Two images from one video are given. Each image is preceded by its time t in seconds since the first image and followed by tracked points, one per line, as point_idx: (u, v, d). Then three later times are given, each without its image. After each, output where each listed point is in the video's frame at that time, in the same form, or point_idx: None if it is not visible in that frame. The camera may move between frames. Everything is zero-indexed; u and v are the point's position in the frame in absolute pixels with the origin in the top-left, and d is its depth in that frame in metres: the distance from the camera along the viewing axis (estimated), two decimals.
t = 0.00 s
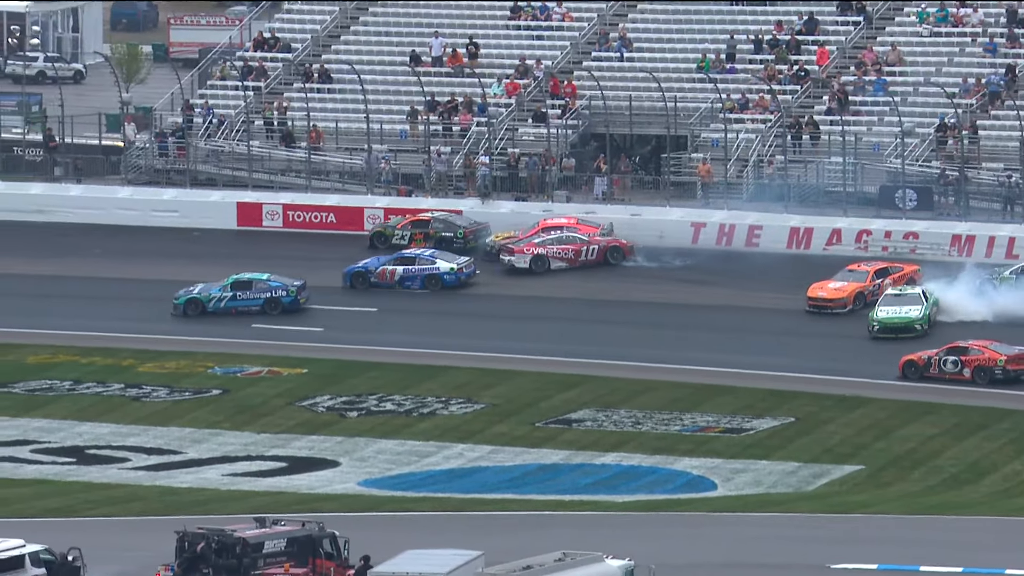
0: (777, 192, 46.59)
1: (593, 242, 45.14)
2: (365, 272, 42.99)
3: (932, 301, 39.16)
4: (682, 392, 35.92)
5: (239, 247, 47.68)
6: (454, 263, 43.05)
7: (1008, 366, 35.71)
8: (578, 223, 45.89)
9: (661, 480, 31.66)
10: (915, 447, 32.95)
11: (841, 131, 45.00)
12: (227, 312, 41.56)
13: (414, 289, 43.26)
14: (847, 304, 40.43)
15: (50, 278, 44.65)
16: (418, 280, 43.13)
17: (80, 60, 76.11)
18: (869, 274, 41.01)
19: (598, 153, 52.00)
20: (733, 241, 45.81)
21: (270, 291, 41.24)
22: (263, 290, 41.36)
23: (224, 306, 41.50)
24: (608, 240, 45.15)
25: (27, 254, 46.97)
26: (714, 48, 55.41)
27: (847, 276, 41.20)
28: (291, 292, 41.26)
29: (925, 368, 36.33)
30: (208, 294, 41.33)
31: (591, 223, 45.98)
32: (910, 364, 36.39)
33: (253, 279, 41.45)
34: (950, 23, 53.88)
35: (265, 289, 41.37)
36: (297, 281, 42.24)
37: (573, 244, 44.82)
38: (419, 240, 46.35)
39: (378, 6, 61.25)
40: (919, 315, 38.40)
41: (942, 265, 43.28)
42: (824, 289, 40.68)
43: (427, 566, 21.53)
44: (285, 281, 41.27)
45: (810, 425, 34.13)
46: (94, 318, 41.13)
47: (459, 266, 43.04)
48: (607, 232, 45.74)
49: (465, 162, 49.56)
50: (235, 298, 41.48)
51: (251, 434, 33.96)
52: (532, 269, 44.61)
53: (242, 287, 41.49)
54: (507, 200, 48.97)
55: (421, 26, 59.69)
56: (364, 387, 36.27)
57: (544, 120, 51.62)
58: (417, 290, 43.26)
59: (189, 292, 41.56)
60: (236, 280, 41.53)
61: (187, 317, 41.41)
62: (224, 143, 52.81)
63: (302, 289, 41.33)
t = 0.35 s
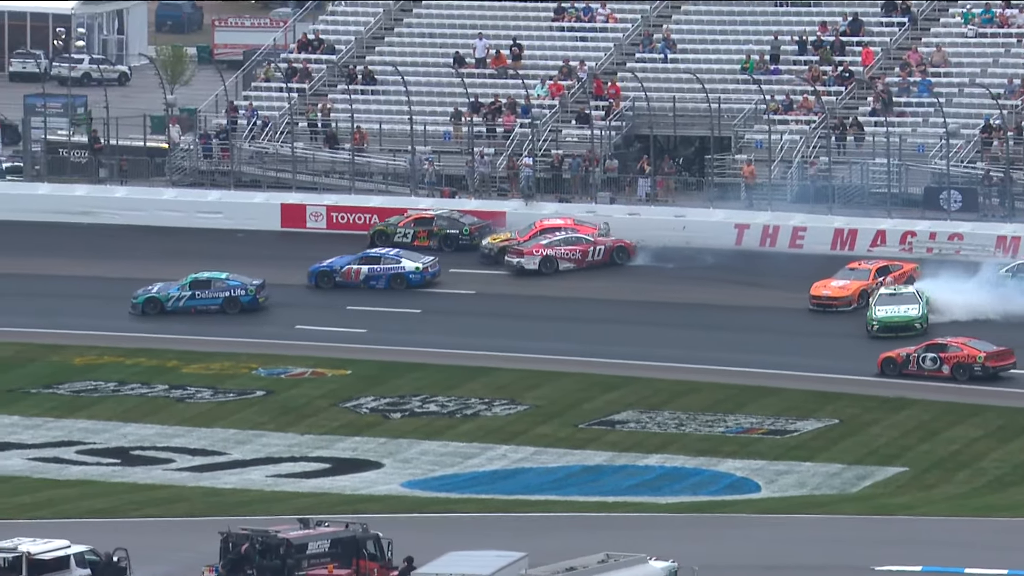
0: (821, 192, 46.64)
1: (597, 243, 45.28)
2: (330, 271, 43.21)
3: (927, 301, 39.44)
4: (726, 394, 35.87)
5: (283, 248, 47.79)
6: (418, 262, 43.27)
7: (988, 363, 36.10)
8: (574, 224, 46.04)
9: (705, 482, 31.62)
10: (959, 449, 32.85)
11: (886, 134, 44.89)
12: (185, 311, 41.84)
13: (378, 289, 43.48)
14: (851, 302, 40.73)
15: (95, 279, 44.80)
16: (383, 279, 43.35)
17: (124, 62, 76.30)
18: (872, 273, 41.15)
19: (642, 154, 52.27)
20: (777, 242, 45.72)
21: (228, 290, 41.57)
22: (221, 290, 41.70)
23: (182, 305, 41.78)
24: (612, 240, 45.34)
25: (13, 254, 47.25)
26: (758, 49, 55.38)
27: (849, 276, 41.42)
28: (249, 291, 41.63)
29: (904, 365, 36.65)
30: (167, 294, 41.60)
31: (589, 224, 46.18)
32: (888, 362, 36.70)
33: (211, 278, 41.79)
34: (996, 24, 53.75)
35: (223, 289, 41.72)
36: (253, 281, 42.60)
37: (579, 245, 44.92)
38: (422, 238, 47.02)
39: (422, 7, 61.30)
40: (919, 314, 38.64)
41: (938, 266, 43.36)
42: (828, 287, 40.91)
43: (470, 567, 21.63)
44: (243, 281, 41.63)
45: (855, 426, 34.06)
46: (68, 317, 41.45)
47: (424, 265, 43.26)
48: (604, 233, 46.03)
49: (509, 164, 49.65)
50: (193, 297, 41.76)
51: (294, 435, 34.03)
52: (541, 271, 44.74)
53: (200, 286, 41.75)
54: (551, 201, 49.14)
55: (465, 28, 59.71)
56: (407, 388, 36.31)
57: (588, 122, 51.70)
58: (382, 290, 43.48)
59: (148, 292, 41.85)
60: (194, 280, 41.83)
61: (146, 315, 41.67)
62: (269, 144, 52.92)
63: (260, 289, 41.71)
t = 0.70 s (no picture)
0: (863, 194, 46.53)
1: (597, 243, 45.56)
2: (286, 271, 43.59)
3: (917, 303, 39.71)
4: (767, 396, 35.83)
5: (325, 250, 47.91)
6: (373, 262, 43.74)
7: (957, 360, 36.35)
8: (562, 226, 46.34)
9: (747, 484, 31.56)
10: (1003, 451, 32.75)
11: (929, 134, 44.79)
12: (134, 310, 42.21)
13: (333, 288, 43.91)
14: (852, 301, 41.10)
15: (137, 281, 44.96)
16: (337, 278, 43.78)
17: (167, 64, 76.50)
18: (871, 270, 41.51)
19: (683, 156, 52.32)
20: (819, 244, 45.71)
21: (177, 289, 41.99)
22: (170, 289, 42.11)
23: (130, 305, 42.16)
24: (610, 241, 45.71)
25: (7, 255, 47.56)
26: (801, 50, 55.34)
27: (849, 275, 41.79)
28: (198, 290, 42.08)
29: (873, 362, 36.99)
30: (114, 293, 41.97)
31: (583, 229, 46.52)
32: (857, 359, 37.08)
33: (160, 278, 42.20)
34: None
35: (171, 288, 42.14)
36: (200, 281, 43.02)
37: (582, 245, 45.19)
38: (419, 236, 47.62)
39: (464, 9, 61.33)
40: (914, 313, 38.87)
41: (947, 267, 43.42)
42: (828, 285, 41.27)
43: (511, 569, 21.67)
44: (193, 280, 42.08)
45: (897, 428, 33.99)
46: (35, 316, 41.84)
47: (378, 265, 43.72)
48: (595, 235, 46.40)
49: (551, 165, 49.68)
50: (141, 297, 42.15)
51: (336, 436, 34.10)
52: (548, 272, 44.76)
53: (149, 285, 42.15)
54: (593, 204, 48.88)
55: (507, 29, 59.74)
56: (449, 390, 36.36)
57: (629, 123, 51.73)
58: (335, 289, 43.90)
59: (96, 292, 42.23)
60: (142, 279, 42.22)
61: (94, 315, 42.06)
62: (311, 147, 53.01)
63: (209, 289, 42.18)
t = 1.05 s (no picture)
0: (898, 195, 46.44)
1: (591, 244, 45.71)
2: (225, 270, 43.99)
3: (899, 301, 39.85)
4: (802, 397, 35.78)
5: (361, 251, 47.97)
6: (313, 261, 44.18)
7: (915, 356, 36.72)
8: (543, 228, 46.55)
9: (782, 485, 31.52)
10: None
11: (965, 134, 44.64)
12: (69, 309, 42.59)
13: (274, 287, 44.32)
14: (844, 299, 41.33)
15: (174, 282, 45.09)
16: (278, 277, 44.18)
17: (202, 65, 76.66)
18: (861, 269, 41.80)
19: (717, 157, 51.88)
20: (854, 245, 45.44)
21: (112, 288, 42.35)
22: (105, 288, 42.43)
23: (65, 304, 42.55)
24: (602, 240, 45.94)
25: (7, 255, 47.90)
26: (836, 51, 55.32)
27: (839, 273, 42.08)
28: (133, 289, 42.41)
29: (830, 359, 37.44)
30: (49, 292, 42.38)
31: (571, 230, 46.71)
32: (815, 356, 37.51)
33: (95, 277, 42.53)
34: None
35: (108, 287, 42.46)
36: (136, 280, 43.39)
37: (579, 245, 45.27)
38: (406, 234, 48.14)
39: (499, 10, 61.33)
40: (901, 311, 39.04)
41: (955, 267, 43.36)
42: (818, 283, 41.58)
43: (545, 569, 21.70)
44: (128, 279, 42.43)
45: (932, 429, 33.92)
46: None
47: (319, 263, 44.21)
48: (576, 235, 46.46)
49: (585, 166, 49.59)
50: (76, 296, 42.51)
51: (371, 437, 34.15)
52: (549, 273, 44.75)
53: (84, 284, 42.48)
54: (627, 204, 48.79)
55: (541, 30, 59.76)
56: (484, 391, 36.38)
57: (664, 124, 51.78)
58: (276, 288, 44.30)
59: (31, 290, 42.64)
60: (78, 278, 42.57)
61: (30, 314, 42.51)
62: (345, 147, 53.08)
63: (144, 288, 42.53)
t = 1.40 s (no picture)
0: (927, 197, 46.46)
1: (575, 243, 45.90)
2: (150, 270, 44.45)
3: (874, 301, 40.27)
4: (832, 399, 35.74)
5: (393, 254, 48.04)
6: (241, 261, 44.65)
7: (862, 352, 37.21)
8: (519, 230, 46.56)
9: (811, 487, 31.48)
10: None
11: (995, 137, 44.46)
12: None
13: (201, 286, 44.79)
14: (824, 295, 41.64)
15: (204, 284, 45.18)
16: (206, 276, 44.66)
17: (231, 67, 76.81)
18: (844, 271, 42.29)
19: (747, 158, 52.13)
20: (884, 246, 45.19)
21: (34, 288, 42.70)
22: (27, 288, 42.78)
23: None
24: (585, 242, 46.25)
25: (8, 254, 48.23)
26: (866, 52, 55.32)
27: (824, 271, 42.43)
28: (55, 289, 42.81)
29: (777, 356, 37.72)
30: None
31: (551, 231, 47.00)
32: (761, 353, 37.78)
33: (18, 277, 42.90)
34: None
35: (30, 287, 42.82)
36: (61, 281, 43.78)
37: (569, 245, 45.30)
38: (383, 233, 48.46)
39: (528, 12, 61.35)
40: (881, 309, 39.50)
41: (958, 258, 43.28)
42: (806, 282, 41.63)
43: (574, 571, 21.71)
44: (49, 279, 42.79)
45: (962, 431, 33.86)
46: None
47: (246, 263, 44.68)
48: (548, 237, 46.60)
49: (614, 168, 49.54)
50: None
51: (400, 439, 34.17)
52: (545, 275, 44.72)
53: (6, 284, 42.84)
54: (656, 206, 48.76)
55: (570, 32, 59.78)
56: (512, 393, 36.39)
57: (693, 126, 51.83)
58: (204, 287, 44.76)
59: None
60: None
61: None
62: (375, 149, 53.16)
63: (66, 288, 42.91)
